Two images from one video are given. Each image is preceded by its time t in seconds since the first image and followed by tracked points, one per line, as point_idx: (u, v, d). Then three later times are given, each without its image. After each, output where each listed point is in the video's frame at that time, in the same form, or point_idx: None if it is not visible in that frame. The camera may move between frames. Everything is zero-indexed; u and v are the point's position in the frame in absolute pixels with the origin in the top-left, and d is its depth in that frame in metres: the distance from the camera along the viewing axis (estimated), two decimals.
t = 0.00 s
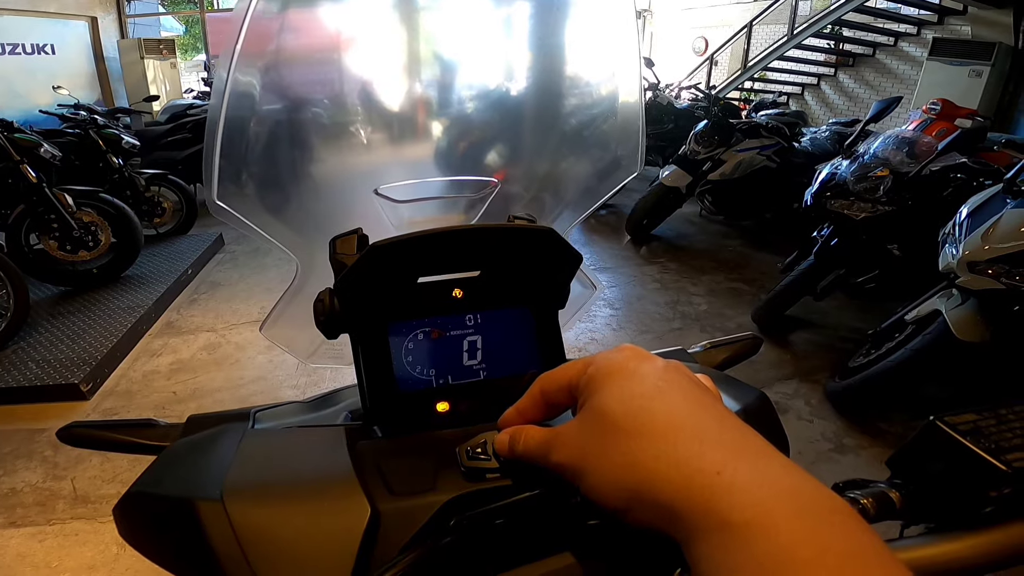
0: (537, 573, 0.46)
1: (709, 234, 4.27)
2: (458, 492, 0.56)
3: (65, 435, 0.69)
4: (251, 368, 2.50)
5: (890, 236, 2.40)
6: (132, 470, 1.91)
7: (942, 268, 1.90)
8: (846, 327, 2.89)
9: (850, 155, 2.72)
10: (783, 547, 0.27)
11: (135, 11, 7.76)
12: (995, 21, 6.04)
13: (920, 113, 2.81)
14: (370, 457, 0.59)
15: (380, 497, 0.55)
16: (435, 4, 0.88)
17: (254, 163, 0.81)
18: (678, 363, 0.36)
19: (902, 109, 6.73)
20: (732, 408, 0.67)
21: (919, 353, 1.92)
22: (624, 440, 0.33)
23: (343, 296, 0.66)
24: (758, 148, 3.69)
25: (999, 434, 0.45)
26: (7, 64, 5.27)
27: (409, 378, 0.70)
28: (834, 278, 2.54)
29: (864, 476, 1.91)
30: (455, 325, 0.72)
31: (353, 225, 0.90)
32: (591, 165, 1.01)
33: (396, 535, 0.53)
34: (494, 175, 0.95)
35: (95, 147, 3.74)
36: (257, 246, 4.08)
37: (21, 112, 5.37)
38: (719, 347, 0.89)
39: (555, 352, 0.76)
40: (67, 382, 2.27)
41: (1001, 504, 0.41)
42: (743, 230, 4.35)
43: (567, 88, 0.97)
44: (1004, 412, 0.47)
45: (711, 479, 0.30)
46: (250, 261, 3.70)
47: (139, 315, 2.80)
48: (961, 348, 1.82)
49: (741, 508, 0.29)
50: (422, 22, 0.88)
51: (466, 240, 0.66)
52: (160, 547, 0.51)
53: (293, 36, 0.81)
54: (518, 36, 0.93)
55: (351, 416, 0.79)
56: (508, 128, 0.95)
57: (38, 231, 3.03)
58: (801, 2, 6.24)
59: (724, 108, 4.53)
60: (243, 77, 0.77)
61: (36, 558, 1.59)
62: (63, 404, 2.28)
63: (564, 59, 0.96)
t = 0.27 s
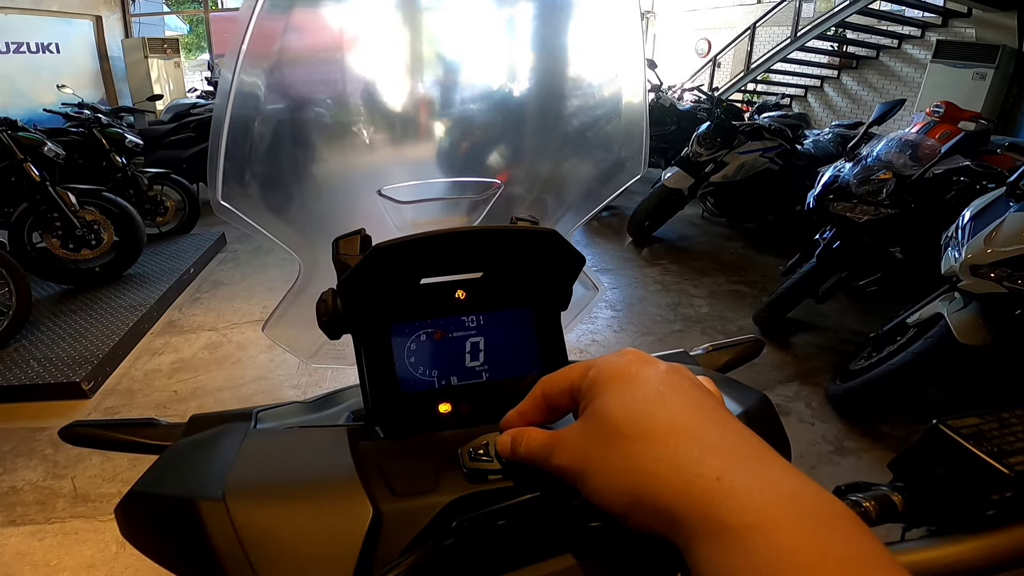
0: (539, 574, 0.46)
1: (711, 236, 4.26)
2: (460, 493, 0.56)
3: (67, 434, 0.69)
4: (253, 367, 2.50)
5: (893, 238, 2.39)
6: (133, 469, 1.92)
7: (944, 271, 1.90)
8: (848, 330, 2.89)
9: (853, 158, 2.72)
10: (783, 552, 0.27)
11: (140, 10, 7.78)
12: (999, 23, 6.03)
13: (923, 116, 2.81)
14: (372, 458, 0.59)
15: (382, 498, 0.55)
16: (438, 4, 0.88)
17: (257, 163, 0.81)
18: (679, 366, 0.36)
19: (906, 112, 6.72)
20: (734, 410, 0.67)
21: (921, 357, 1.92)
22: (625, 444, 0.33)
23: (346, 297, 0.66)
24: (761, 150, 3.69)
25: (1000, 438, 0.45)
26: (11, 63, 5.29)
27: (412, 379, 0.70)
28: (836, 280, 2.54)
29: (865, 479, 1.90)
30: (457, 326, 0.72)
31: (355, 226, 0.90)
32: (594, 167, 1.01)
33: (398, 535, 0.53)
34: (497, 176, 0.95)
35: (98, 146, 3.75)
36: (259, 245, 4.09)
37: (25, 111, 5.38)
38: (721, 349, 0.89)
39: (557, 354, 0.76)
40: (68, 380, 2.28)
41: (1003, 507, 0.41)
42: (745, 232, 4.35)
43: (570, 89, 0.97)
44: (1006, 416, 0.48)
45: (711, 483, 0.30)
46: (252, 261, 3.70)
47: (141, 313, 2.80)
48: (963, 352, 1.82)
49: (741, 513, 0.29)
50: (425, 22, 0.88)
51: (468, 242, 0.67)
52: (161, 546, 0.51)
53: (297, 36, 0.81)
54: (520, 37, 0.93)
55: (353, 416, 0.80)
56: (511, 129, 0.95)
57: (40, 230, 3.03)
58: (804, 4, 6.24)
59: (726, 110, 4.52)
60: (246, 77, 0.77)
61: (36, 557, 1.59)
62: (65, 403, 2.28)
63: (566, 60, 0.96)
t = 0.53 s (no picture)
0: (536, 573, 0.46)
1: (712, 233, 4.26)
2: (460, 490, 0.56)
3: (68, 431, 0.69)
4: (254, 365, 2.50)
5: (894, 235, 2.38)
6: (134, 466, 1.92)
7: (946, 269, 1.90)
8: (849, 327, 2.89)
9: (854, 155, 2.71)
10: (783, 548, 0.27)
11: (140, 8, 7.77)
12: (1002, 21, 6.01)
13: (925, 113, 2.80)
14: (372, 455, 0.59)
15: (382, 495, 0.55)
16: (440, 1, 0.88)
17: (257, 160, 0.81)
18: (679, 362, 0.36)
19: (907, 110, 6.71)
20: (735, 408, 0.67)
21: (922, 354, 1.91)
22: (625, 440, 0.33)
23: (346, 293, 0.66)
24: (762, 147, 3.68)
25: (1001, 436, 0.45)
26: (12, 61, 5.29)
27: (412, 376, 0.70)
28: (837, 278, 2.54)
29: (866, 477, 1.90)
30: (457, 322, 0.72)
31: (356, 222, 0.90)
32: (595, 164, 1.01)
33: (398, 533, 0.53)
34: (497, 173, 0.95)
35: (99, 144, 3.74)
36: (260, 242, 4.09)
37: (26, 109, 5.38)
38: (722, 346, 0.89)
39: (558, 349, 0.75)
40: (70, 377, 2.28)
41: (1005, 505, 0.41)
42: (746, 229, 4.35)
43: (570, 87, 0.96)
44: (1007, 413, 0.47)
45: (711, 480, 0.30)
46: (253, 258, 3.70)
47: (142, 311, 2.80)
48: (964, 350, 1.82)
49: (741, 509, 0.29)
50: (426, 20, 0.88)
51: (469, 238, 0.67)
52: (161, 544, 0.51)
53: (297, 34, 0.81)
54: (521, 34, 0.92)
55: (353, 413, 0.80)
56: (512, 126, 0.95)
57: (42, 227, 3.03)
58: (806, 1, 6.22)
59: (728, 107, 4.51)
60: (247, 74, 0.77)
61: (38, 555, 1.60)
62: (66, 400, 2.28)
63: (567, 57, 0.95)
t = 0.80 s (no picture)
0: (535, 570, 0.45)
1: (716, 222, 4.23)
2: (462, 480, 0.55)
3: (68, 419, 0.69)
4: (256, 351, 2.50)
5: (900, 225, 2.37)
6: (137, 453, 1.92)
7: (952, 259, 1.88)
8: (853, 316, 2.87)
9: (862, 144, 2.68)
10: (802, 540, 0.26)
11: None
12: (1014, 13, 5.94)
13: (934, 104, 2.77)
14: (374, 444, 0.59)
15: (384, 485, 0.54)
16: None
17: (258, 146, 0.79)
18: (688, 350, 0.34)
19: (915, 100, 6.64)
20: (742, 396, 0.66)
21: (926, 345, 1.90)
22: (634, 430, 0.32)
23: (347, 279, 0.65)
24: (768, 136, 3.64)
25: (1016, 428, 0.46)
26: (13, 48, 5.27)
27: (414, 362, 0.69)
28: (841, 267, 2.52)
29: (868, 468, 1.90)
30: (460, 308, 0.70)
31: (358, 208, 0.89)
32: (600, 150, 0.99)
33: (400, 523, 0.52)
34: (501, 158, 0.94)
35: (101, 130, 3.73)
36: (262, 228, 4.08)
37: (27, 95, 5.36)
38: (728, 334, 0.88)
39: (562, 336, 0.74)
40: (73, 363, 2.28)
41: (1017, 498, 0.42)
42: (751, 218, 4.32)
43: (575, 74, 0.95)
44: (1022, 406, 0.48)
45: (724, 471, 0.29)
46: (255, 243, 3.69)
47: (145, 296, 2.80)
48: (970, 341, 1.80)
49: (757, 501, 0.28)
50: (429, 5, 0.86)
51: (472, 224, 0.66)
52: (161, 534, 0.50)
53: (298, 21, 0.79)
54: (525, 20, 0.91)
55: (354, 400, 0.79)
56: (516, 113, 0.93)
57: (44, 213, 3.03)
58: None
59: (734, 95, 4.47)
60: (246, 59, 0.76)
61: (42, 543, 1.60)
62: (70, 387, 2.29)
63: (572, 44, 0.94)
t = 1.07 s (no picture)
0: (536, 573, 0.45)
1: (720, 229, 4.24)
2: (465, 485, 0.56)
3: (76, 424, 0.69)
4: (260, 358, 2.51)
5: (904, 232, 2.36)
6: (142, 459, 1.93)
7: (957, 266, 1.88)
8: (857, 324, 2.87)
9: (865, 151, 2.69)
10: (798, 545, 0.27)
11: (149, 3, 7.79)
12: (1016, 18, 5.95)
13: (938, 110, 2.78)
14: (378, 449, 0.59)
15: (388, 490, 0.55)
16: None
17: (264, 154, 0.81)
18: (688, 356, 0.35)
19: (919, 106, 6.64)
20: (743, 403, 0.66)
21: (930, 352, 1.90)
22: (634, 434, 0.32)
23: (351, 285, 0.66)
24: (771, 143, 3.65)
25: (1013, 430, 0.45)
26: (22, 57, 5.35)
27: (417, 369, 0.70)
28: (846, 274, 2.51)
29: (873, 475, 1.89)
30: (463, 315, 0.71)
31: (362, 215, 0.90)
32: (602, 158, 1.00)
33: (402, 527, 0.53)
34: (505, 166, 0.94)
35: (109, 138, 3.76)
36: (267, 236, 4.10)
37: (36, 103, 5.41)
38: (730, 341, 0.88)
39: (565, 344, 0.75)
40: (80, 369, 2.30)
41: (1015, 501, 0.40)
42: (754, 226, 4.32)
43: (577, 82, 0.95)
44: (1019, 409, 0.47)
45: (721, 474, 0.29)
46: (260, 251, 3.72)
47: (151, 304, 2.82)
48: (974, 347, 1.80)
49: (754, 504, 0.28)
50: (431, 13, 0.88)
51: (475, 231, 0.66)
52: (166, 538, 0.51)
53: (304, 29, 0.81)
54: (528, 28, 0.92)
55: (359, 407, 0.79)
56: (519, 121, 0.94)
57: (52, 221, 3.05)
58: None
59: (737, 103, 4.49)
60: (253, 67, 0.77)
61: (46, 548, 1.61)
62: (76, 393, 2.30)
63: (574, 52, 0.95)
